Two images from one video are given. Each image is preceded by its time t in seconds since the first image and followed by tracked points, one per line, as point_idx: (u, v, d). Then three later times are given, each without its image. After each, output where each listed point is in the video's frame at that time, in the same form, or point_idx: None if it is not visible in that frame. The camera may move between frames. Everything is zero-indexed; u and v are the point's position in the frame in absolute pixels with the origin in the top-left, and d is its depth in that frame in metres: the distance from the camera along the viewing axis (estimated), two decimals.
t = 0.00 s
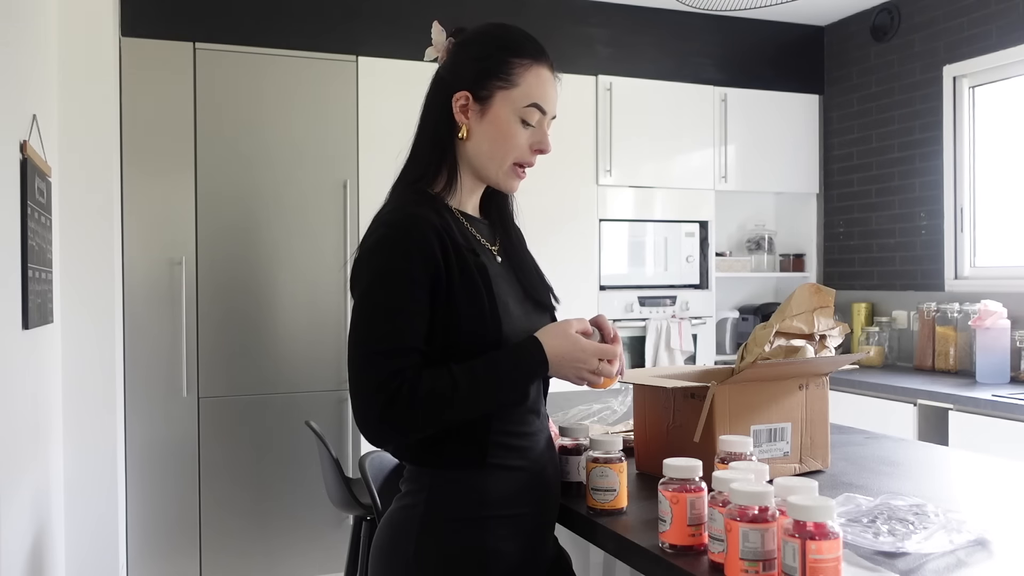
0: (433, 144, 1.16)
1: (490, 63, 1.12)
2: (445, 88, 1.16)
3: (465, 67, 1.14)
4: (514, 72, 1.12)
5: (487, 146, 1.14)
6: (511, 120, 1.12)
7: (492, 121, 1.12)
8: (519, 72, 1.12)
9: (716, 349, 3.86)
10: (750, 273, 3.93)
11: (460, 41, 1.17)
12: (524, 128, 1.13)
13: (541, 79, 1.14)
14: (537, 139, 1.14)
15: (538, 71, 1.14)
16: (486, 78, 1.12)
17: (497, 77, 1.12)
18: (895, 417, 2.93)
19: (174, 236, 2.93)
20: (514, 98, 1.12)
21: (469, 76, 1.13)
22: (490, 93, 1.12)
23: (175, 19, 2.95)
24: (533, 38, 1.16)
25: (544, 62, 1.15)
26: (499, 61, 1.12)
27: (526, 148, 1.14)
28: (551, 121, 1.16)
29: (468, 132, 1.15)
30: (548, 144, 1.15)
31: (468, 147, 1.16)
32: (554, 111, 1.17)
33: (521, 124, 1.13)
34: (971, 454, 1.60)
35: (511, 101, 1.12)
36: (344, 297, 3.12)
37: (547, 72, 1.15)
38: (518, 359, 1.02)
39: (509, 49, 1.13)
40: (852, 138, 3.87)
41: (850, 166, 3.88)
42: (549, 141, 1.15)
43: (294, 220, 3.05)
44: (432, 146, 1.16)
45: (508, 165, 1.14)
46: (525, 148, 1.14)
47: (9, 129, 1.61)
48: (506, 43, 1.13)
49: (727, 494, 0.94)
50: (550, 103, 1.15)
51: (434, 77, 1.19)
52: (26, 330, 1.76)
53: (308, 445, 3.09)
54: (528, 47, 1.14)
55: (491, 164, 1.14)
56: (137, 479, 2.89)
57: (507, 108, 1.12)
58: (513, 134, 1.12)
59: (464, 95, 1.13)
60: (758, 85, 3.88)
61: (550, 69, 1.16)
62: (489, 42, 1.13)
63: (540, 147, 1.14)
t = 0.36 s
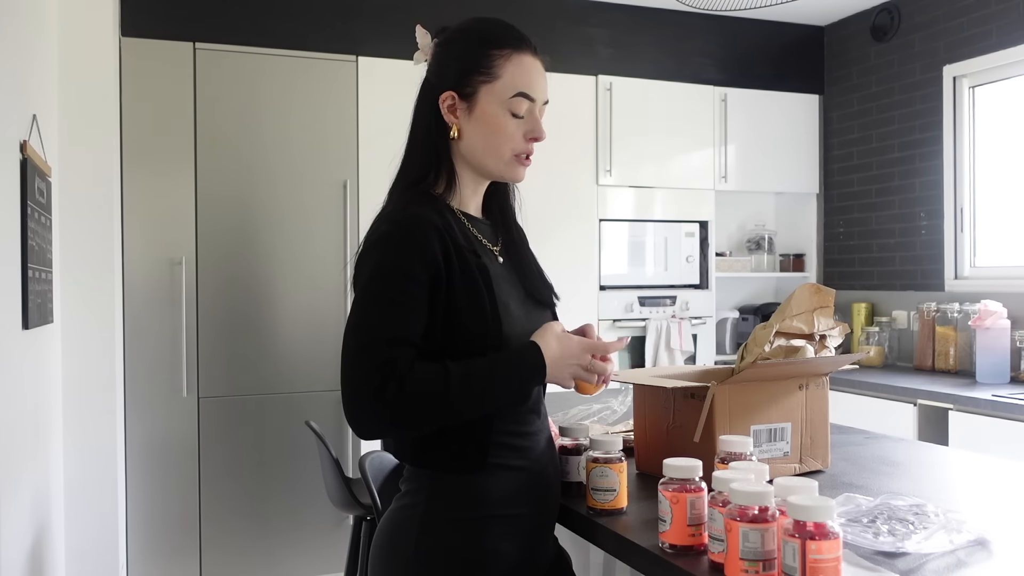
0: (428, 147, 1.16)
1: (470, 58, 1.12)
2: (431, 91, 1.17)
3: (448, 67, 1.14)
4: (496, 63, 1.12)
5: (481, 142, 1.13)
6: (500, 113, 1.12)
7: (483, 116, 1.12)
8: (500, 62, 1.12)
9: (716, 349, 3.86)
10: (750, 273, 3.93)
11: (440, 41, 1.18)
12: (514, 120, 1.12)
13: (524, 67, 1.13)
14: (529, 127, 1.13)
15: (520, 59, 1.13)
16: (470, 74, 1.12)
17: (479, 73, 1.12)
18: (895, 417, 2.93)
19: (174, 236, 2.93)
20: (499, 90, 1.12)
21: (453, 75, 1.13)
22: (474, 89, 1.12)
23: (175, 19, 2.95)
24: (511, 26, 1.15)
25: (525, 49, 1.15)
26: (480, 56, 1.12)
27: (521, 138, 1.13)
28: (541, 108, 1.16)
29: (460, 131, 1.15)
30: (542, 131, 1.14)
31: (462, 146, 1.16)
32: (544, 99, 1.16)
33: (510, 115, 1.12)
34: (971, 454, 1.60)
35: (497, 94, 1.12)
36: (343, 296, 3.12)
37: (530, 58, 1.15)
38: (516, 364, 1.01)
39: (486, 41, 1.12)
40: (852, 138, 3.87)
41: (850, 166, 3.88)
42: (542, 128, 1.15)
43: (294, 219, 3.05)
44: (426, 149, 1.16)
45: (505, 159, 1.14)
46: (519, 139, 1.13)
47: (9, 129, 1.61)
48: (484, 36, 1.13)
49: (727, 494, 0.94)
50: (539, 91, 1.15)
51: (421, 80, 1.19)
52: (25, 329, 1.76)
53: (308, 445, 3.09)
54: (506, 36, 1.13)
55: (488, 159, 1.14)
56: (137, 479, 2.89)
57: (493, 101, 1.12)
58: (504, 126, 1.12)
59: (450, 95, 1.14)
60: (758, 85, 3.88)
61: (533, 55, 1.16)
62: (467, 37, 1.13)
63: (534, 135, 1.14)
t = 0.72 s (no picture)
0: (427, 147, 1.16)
1: (470, 58, 1.12)
2: (431, 91, 1.17)
3: (447, 67, 1.14)
4: (496, 64, 1.12)
5: (480, 142, 1.13)
6: (499, 112, 1.12)
7: (482, 116, 1.12)
8: (500, 63, 1.12)
9: (716, 349, 3.86)
10: (750, 273, 3.93)
11: (439, 41, 1.18)
12: (514, 119, 1.12)
13: (523, 66, 1.13)
14: (530, 127, 1.13)
15: (520, 58, 1.13)
16: (469, 74, 1.12)
17: (479, 72, 1.12)
18: (896, 417, 2.93)
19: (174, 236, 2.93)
20: (500, 90, 1.11)
21: (453, 75, 1.13)
22: (474, 89, 1.12)
23: (175, 19, 2.95)
24: (510, 27, 1.15)
25: (525, 49, 1.14)
26: (479, 56, 1.12)
27: (521, 138, 1.13)
28: (541, 108, 1.15)
29: (459, 131, 1.15)
30: (542, 131, 1.14)
31: (462, 146, 1.16)
32: (545, 98, 1.16)
33: (510, 114, 1.12)
34: (971, 454, 1.60)
35: (497, 94, 1.11)
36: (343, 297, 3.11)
37: (530, 58, 1.14)
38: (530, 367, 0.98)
39: (486, 41, 1.12)
40: (852, 139, 3.87)
41: (850, 166, 3.88)
42: (543, 127, 1.14)
43: (294, 219, 3.05)
44: (425, 149, 1.16)
45: (504, 159, 1.14)
46: (519, 138, 1.13)
47: (9, 130, 1.61)
48: (483, 35, 1.12)
49: (728, 494, 0.94)
50: (539, 90, 1.14)
51: (420, 81, 1.19)
52: (25, 329, 1.76)
53: (307, 445, 3.09)
54: (506, 35, 1.13)
55: (487, 159, 1.15)
56: (136, 479, 2.89)
57: (492, 101, 1.12)
58: (504, 126, 1.12)
59: (450, 95, 1.14)
60: (758, 85, 3.88)
61: (532, 54, 1.15)
62: (466, 36, 1.13)
63: (534, 134, 1.14)
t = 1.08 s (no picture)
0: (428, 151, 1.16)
1: (462, 57, 1.13)
2: (426, 95, 1.17)
3: (440, 69, 1.15)
4: (489, 59, 1.12)
5: (482, 140, 1.14)
6: (497, 108, 1.12)
7: (481, 114, 1.13)
8: (492, 58, 1.12)
9: (716, 349, 3.86)
10: (750, 274, 3.93)
11: (429, 45, 1.18)
12: (513, 113, 1.13)
13: (516, 59, 1.13)
14: (529, 120, 1.14)
15: (513, 52, 1.13)
16: (464, 73, 1.13)
17: (473, 70, 1.12)
18: (896, 417, 2.93)
19: (174, 236, 2.93)
20: (495, 86, 1.12)
21: (447, 76, 1.14)
22: (470, 87, 1.13)
23: (175, 19, 2.95)
24: (499, 22, 1.15)
25: (516, 41, 1.15)
26: (472, 53, 1.12)
27: (521, 131, 1.14)
28: (538, 100, 1.16)
29: (459, 132, 1.16)
30: (541, 122, 1.15)
31: (463, 146, 1.16)
32: (540, 90, 1.17)
33: (507, 109, 1.13)
34: (970, 454, 1.60)
35: (493, 89, 1.12)
36: (343, 297, 3.11)
37: (522, 51, 1.15)
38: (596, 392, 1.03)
39: (476, 38, 1.12)
40: (852, 139, 3.87)
41: (850, 166, 3.88)
42: (540, 119, 1.15)
43: (295, 220, 3.05)
44: (426, 152, 1.16)
45: (507, 154, 1.15)
46: (521, 132, 1.14)
47: (9, 130, 1.61)
48: (473, 32, 1.13)
49: (727, 494, 0.94)
50: (534, 81, 1.15)
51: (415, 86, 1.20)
52: (25, 330, 1.76)
53: (308, 445, 3.09)
54: (495, 30, 1.13)
55: (491, 156, 1.15)
56: (136, 479, 2.89)
57: (489, 97, 1.12)
58: (504, 121, 1.13)
59: (447, 96, 1.14)
60: (758, 85, 3.88)
61: (523, 46, 1.16)
62: (456, 35, 1.13)
63: (534, 126, 1.14)
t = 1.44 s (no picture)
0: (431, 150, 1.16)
1: (462, 53, 1.13)
2: (429, 94, 1.18)
3: (442, 66, 1.15)
4: (490, 54, 1.12)
5: (485, 135, 1.13)
6: (499, 101, 1.12)
7: (482, 109, 1.13)
8: (493, 53, 1.12)
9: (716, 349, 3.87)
10: (750, 273, 3.93)
11: (430, 45, 1.19)
12: (515, 106, 1.13)
13: (516, 53, 1.13)
14: (533, 112, 1.14)
15: (514, 47, 1.13)
16: (465, 69, 1.13)
17: (474, 65, 1.13)
18: (896, 417, 2.93)
19: (174, 236, 2.93)
20: (496, 79, 1.12)
21: (449, 73, 1.14)
22: (471, 83, 1.13)
23: (175, 19, 2.95)
24: (499, 19, 1.16)
25: (516, 36, 1.15)
26: (472, 50, 1.12)
27: (525, 125, 1.14)
28: (541, 93, 1.16)
29: (462, 128, 1.16)
30: (545, 115, 1.14)
31: (467, 142, 1.16)
32: (543, 85, 1.16)
33: (510, 102, 1.13)
34: (970, 454, 1.60)
35: (494, 83, 1.12)
36: (344, 297, 3.11)
37: (522, 46, 1.15)
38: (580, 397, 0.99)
39: (475, 34, 1.13)
40: (852, 139, 3.87)
41: (850, 166, 3.88)
42: (544, 111, 1.15)
43: (295, 220, 3.05)
44: (429, 150, 1.16)
45: (512, 148, 1.14)
46: (524, 126, 1.13)
47: (10, 130, 1.61)
48: (472, 29, 1.13)
49: (727, 494, 0.94)
50: (536, 76, 1.15)
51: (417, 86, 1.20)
52: (26, 329, 1.76)
53: (308, 445, 3.09)
54: (495, 25, 1.13)
55: (494, 151, 1.14)
56: (136, 479, 2.89)
57: (490, 91, 1.12)
58: (506, 114, 1.12)
59: (449, 93, 1.14)
60: (758, 85, 3.88)
61: (524, 41, 1.16)
62: (457, 32, 1.14)
63: (538, 120, 1.14)
